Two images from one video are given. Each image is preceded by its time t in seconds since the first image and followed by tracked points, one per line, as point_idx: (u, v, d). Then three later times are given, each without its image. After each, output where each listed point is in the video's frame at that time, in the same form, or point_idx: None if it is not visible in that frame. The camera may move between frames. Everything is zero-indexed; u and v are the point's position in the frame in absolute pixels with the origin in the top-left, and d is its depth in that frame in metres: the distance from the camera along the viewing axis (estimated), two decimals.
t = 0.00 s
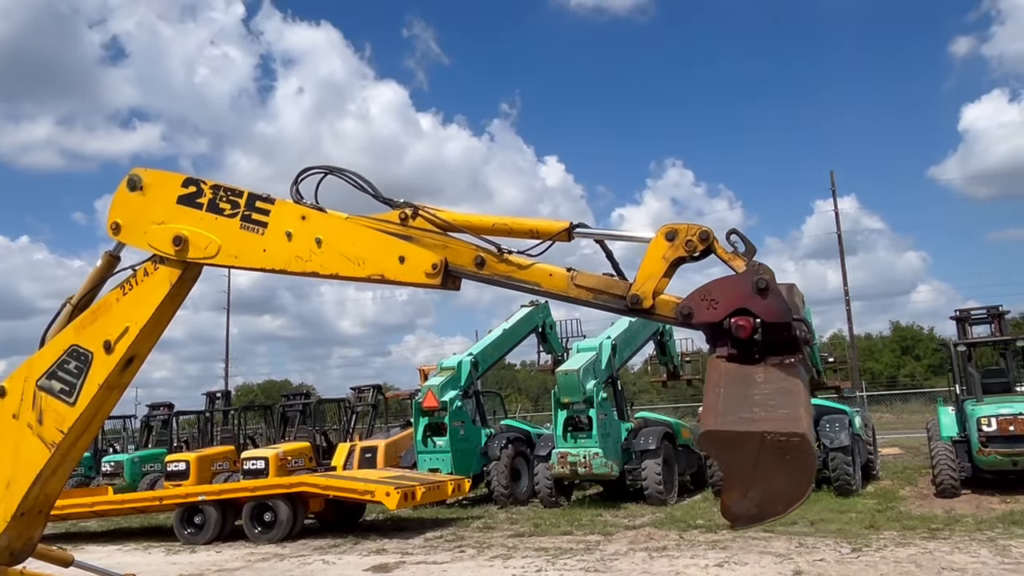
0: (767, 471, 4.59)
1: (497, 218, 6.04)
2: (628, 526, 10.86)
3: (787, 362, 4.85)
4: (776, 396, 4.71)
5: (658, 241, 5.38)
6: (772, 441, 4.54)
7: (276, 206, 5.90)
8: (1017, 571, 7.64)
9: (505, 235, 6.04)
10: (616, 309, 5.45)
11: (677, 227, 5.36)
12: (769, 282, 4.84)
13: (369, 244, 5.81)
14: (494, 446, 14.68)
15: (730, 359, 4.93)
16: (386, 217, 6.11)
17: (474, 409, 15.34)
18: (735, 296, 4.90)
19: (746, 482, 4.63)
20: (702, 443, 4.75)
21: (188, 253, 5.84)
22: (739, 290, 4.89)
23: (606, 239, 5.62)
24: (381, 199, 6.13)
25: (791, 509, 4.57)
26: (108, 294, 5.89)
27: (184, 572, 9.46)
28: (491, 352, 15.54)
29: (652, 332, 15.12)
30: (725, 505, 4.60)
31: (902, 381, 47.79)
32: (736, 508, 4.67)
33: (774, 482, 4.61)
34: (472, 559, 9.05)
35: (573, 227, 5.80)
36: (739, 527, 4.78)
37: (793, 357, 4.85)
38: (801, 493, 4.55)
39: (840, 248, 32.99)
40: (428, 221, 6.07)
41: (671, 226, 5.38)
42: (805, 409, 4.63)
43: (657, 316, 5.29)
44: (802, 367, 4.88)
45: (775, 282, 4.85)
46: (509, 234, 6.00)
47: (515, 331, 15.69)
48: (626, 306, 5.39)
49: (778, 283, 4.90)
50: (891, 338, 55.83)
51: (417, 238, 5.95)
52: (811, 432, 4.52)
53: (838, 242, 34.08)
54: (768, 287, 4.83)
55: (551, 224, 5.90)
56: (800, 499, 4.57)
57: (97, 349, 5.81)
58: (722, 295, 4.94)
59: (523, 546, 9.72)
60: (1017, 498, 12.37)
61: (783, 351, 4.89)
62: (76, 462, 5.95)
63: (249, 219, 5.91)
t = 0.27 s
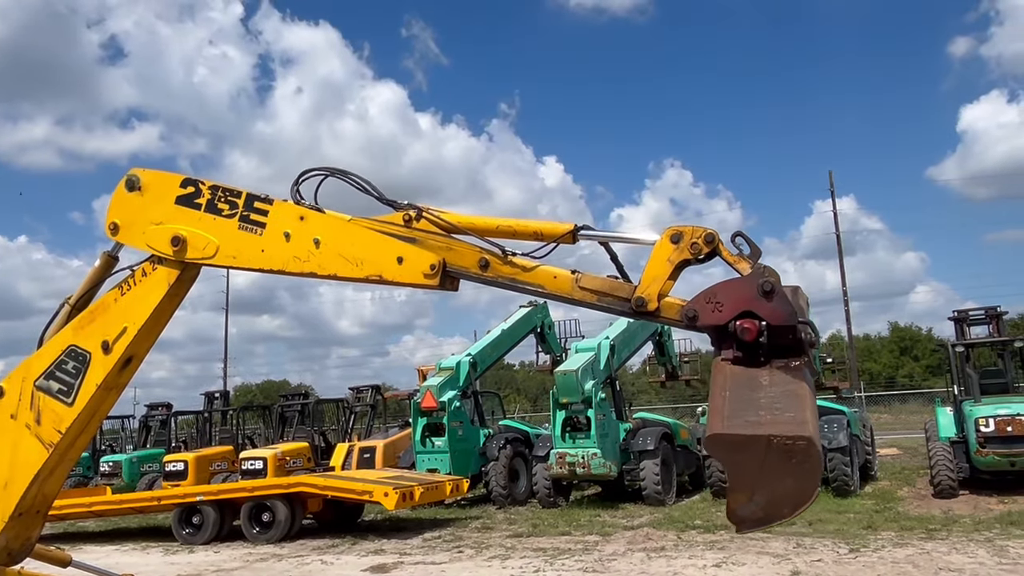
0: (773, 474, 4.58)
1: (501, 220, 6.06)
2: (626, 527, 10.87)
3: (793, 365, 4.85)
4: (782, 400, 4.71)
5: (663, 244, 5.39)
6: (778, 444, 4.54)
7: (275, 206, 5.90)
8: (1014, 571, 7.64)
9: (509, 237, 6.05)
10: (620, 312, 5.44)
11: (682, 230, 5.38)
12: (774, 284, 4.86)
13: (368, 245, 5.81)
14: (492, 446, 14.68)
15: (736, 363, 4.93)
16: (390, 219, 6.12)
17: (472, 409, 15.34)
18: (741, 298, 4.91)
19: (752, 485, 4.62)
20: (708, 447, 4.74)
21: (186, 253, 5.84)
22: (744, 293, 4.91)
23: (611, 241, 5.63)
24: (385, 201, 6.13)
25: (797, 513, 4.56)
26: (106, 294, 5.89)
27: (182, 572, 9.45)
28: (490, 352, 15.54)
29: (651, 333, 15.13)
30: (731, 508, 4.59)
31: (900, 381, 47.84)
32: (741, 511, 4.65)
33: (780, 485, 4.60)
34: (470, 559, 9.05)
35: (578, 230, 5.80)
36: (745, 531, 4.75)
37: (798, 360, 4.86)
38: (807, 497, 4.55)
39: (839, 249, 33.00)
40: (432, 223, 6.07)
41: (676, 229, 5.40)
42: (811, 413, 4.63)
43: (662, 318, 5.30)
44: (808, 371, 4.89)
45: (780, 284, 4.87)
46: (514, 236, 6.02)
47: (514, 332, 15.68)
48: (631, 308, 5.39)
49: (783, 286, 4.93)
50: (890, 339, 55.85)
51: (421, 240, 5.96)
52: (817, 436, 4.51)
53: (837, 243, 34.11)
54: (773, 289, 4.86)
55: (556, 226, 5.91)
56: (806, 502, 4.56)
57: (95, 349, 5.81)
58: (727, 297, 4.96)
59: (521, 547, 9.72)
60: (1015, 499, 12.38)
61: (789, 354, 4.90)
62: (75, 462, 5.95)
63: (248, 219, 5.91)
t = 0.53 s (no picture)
0: (779, 476, 4.59)
1: (506, 221, 6.07)
2: (624, 526, 10.87)
3: (799, 367, 4.86)
4: (789, 402, 4.72)
5: (669, 245, 5.39)
6: (785, 446, 4.54)
7: (274, 206, 5.90)
8: (1012, 571, 7.65)
9: (515, 238, 6.06)
10: (626, 313, 5.46)
11: (688, 231, 5.37)
12: (781, 286, 4.84)
13: (367, 244, 5.81)
14: (491, 445, 14.67)
15: (742, 364, 4.95)
16: (394, 219, 6.15)
17: (471, 409, 15.34)
18: (747, 300, 4.90)
19: (758, 487, 4.63)
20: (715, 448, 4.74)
21: (185, 252, 5.83)
22: (750, 294, 4.90)
23: (616, 242, 5.65)
24: (389, 201, 6.15)
25: (804, 515, 4.58)
26: (104, 293, 5.89)
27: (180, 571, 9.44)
28: (489, 352, 15.54)
29: (650, 332, 15.14)
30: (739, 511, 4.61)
31: (899, 381, 47.88)
32: (748, 514, 4.67)
33: (787, 487, 4.62)
34: (468, 558, 9.05)
35: (583, 230, 5.81)
36: (750, 533, 4.78)
37: (804, 362, 4.86)
38: (814, 498, 4.56)
39: (837, 248, 33.01)
40: (436, 224, 6.10)
41: (682, 230, 5.40)
42: (818, 415, 4.64)
43: (668, 319, 5.28)
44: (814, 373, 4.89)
45: (787, 286, 4.86)
46: (519, 237, 6.03)
47: (513, 331, 15.69)
48: (637, 309, 5.39)
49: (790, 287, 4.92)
50: (889, 338, 55.86)
51: (426, 240, 5.96)
52: (824, 438, 4.52)
53: (836, 243, 34.12)
54: (779, 291, 4.84)
55: (561, 227, 5.92)
56: (813, 504, 4.58)
57: (93, 348, 5.81)
58: (733, 299, 4.95)
59: (519, 546, 9.72)
60: (1013, 499, 12.39)
61: (795, 356, 4.90)
62: (73, 461, 5.94)
63: (246, 218, 5.91)
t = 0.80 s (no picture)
0: (787, 477, 4.62)
1: (511, 219, 6.07)
2: (623, 524, 10.87)
3: (806, 367, 4.85)
4: (797, 402, 4.74)
5: (676, 245, 5.39)
6: (793, 447, 4.58)
7: (272, 202, 5.90)
8: (1009, 570, 7.66)
9: (520, 236, 6.05)
10: (632, 312, 5.44)
11: (694, 230, 5.37)
12: (788, 285, 4.86)
13: (366, 241, 5.81)
14: (489, 443, 14.66)
15: (749, 364, 4.93)
16: (399, 218, 6.15)
17: (469, 406, 15.33)
18: (754, 299, 4.90)
19: (766, 488, 4.65)
20: (723, 448, 4.76)
21: (183, 249, 5.83)
22: (757, 294, 4.90)
23: (622, 241, 5.65)
24: (393, 199, 6.15)
25: (811, 516, 4.59)
26: (103, 290, 5.88)
27: (179, 568, 9.44)
28: (488, 350, 15.53)
29: (649, 331, 15.14)
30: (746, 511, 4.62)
31: (897, 380, 47.92)
32: (755, 514, 4.68)
33: (795, 488, 4.63)
34: (467, 556, 9.05)
35: (589, 229, 5.81)
36: (757, 534, 4.78)
37: (812, 362, 4.85)
38: (821, 499, 4.58)
39: (836, 247, 33.01)
40: (441, 222, 6.09)
41: (688, 229, 5.40)
42: (826, 416, 4.67)
43: (674, 319, 5.28)
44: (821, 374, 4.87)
45: (794, 285, 4.87)
46: (524, 236, 6.03)
47: (511, 329, 15.69)
48: (643, 308, 5.38)
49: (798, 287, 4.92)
50: (887, 338, 55.87)
51: (430, 238, 5.95)
52: (833, 439, 4.56)
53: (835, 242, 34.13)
54: (787, 290, 4.85)
55: (567, 226, 5.92)
56: (820, 505, 4.59)
57: (91, 344, 5.81)
58: (740, 298, 4.95)
59: (518, 544, 9.73)
60: (1011, 498, 12.40)
61: (802, 357, 4.89)
62: (71, 457, 5.94)
63: (245, 214, 5.90)
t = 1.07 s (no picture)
0: (795, 477, 4.59)
1: (517, 217, 6.07)
2: (621, 521, 10.88)
3: (814, 366, 4.87)
4: (805, 402, 4.72)
5: (682, 243, 5.39)
6: (801, 448, 4.52)
7: (272, 198, 5.90)
8: (1007, 568, 7.67)
9: (526, 235, 6.06)
10: (638, 311, 5.45)
11: (701, 229, 5.37)
12: (796, 285, 4.86)
13: (366, 238, 5.81)
14: (488, 440, 14.67)
15: (756, 364, 4.94)
16: (404, 216, 6.15)
17: (468, 403, 15.34)
18: (762, 299, 4.91)
19: (774, 488, 4.63)
20: (729, 449, 4.70)
21: (183, 245, 5.82)
22: (765, 293, 4.90)
23: (628, 240, 5.64)
24: (398, 198, 6.15)
25: (819, 515, 4.59)
26: (102, 285, 5.88)
27: (178, 564, 9.44)
28: (488, 347, 15.53)
29: (648, 328, 15.16)
30: (754, 512, 4.61)
31: (896, 378, 47.99)
32: (763, 514, 4.68)
33: (803, 487, 4.62)
34: (465, 552, 9.06)
35: (595, 228, 5.81)
36: (764, 532, 4.79)
37: (819, 362, 4.88)
38: (829, 499, 4.56)
39: (835, 246, 33.01)
40: (447, 220, 6.09)
41: (695, 228, 5.40)
42: (834, 415, 4.63)
43: (680, 318, 5.29)
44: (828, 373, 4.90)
45: (802, 285, 4.87)
46: (530, 234, 6.03)
47: (511, 326, 15.69)
48: (649, 308, 5.39)
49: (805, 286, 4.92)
50: (886, 335, 55.88)
51: (435, 237, 5.93)
52: (840, 439, 4.50)
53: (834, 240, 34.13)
54: (795, 290, 4.85)
55: (573, 224, 5.92)
56: (827, 505, 4.60)
57: (91, 340, 5.80)
58: (747, 298, 4.95)
59: (517, 540, 9.74)
60: (1009, 496, 12.41)
61: (809, 356, 4.91)
62: (70, 453, 5.94)
63: (244, 211, 5.90)
